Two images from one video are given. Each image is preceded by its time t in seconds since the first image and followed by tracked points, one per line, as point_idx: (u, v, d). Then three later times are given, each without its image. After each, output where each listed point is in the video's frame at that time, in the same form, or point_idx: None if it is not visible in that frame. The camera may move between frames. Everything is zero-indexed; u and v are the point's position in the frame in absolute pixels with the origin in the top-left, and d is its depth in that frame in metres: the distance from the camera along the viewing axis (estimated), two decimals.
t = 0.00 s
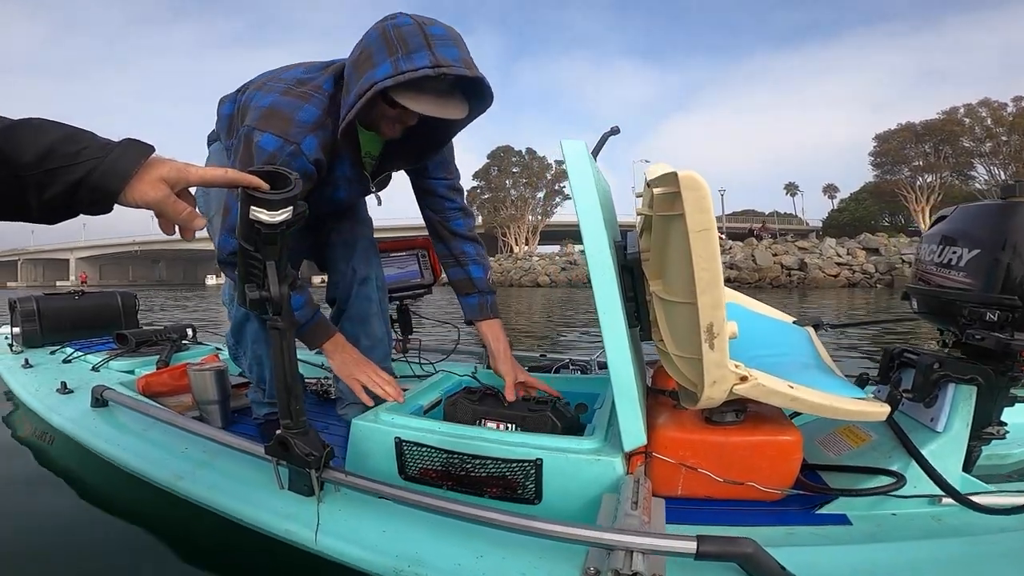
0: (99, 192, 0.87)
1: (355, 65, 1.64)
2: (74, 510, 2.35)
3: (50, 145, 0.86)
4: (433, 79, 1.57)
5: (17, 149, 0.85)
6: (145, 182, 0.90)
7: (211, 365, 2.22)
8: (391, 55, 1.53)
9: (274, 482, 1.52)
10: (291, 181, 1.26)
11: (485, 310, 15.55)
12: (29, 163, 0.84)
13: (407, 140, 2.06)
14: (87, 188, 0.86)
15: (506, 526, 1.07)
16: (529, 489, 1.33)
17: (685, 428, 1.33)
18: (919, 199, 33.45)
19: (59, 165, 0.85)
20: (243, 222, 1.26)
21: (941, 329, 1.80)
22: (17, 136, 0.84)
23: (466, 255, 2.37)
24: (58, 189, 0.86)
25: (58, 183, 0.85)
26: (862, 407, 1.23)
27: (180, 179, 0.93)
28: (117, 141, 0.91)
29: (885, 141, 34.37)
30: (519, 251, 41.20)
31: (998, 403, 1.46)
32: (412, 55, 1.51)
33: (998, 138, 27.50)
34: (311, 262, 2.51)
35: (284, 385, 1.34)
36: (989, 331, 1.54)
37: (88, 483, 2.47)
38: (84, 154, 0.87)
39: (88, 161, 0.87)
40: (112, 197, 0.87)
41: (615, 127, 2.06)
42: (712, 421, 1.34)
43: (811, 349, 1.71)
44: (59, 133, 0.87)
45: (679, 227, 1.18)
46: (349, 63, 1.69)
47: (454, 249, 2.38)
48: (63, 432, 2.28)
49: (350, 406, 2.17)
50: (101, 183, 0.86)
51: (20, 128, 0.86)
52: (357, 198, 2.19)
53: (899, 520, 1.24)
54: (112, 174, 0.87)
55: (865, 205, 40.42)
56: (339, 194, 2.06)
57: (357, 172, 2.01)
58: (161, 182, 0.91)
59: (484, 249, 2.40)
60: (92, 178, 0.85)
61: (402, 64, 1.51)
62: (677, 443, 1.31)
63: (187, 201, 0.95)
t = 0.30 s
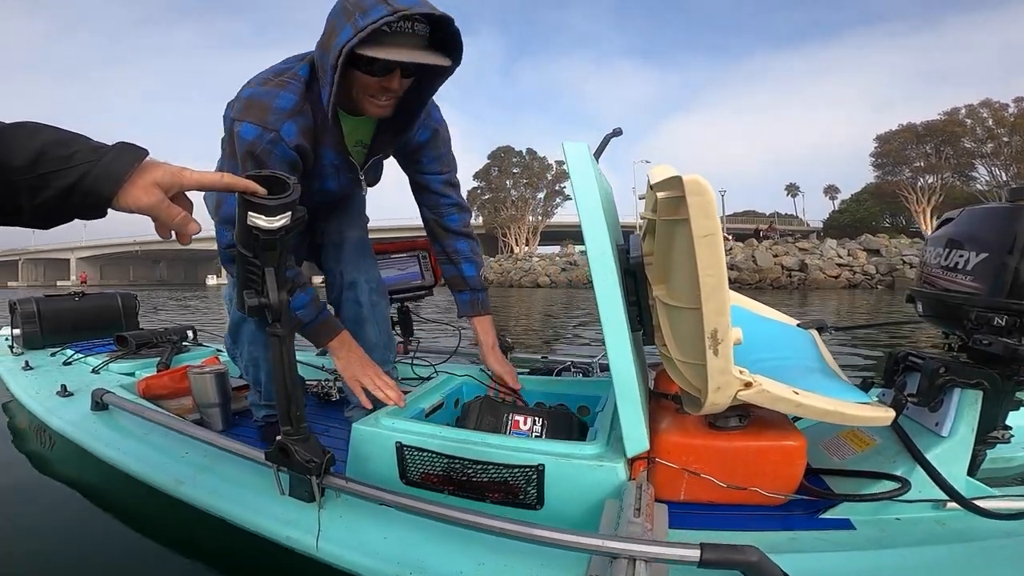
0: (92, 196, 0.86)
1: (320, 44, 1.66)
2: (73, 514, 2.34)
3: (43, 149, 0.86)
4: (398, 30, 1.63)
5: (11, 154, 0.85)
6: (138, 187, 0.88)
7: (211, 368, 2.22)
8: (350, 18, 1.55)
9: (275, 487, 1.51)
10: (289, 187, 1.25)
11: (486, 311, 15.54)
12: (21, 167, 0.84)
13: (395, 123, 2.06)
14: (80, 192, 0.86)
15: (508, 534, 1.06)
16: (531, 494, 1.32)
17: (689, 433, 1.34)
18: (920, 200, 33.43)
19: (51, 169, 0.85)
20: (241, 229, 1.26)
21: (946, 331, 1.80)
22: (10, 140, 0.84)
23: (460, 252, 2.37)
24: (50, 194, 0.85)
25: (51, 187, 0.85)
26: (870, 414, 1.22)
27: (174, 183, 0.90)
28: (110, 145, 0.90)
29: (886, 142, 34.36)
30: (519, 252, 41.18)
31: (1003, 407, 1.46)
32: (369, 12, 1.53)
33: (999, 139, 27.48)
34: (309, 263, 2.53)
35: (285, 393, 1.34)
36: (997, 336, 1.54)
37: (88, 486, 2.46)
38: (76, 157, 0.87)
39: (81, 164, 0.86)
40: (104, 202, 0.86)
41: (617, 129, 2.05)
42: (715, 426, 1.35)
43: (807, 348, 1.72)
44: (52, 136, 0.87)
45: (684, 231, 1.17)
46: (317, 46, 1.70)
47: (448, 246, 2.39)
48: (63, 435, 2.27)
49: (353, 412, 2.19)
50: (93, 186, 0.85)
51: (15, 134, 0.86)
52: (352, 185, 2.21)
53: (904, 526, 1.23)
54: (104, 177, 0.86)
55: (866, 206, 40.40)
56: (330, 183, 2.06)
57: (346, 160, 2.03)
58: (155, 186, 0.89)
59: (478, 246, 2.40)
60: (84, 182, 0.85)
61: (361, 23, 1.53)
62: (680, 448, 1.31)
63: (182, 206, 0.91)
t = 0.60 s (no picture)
0: (89, 192, 0.85)
1: None
2: (70, 512, 2.33)
3: (38, 144, 0.84)
4: None
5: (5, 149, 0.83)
6: (134, 182, 0.89)
7: (210, 365, 2.21)
8: None
9: (269, 484, 1.51)
10: (287, 179, 1.25)
11: (486, 310, 15.54)
12: (16, 162, 0.83)
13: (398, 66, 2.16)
14: (76, 187, 0.85)
15: (503, 532, 1.06)
16: (528, 494, 1.32)
17: (688, 434, 1.33)
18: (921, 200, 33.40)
19: (47, 165, 0.84)
20: (238, 223, 1.26)
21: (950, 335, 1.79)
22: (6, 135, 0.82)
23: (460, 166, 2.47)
24: (47, 190, 0.84)
25: (47, 183, 0.84)
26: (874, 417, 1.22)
27: (172, 178, 0.92)
28: (104, 140, 0.90)
29: (887, 141, 34.35)
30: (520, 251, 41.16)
31: (1006, 410, 1.46)
32: None
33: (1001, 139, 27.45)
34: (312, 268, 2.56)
35: (281, 388, 1.34)
36: (1002, 338, 1.53)
37: (84, 484, 2.46)
38: (72, 152, 0.85)
39: (76, 160, 0.85)
40: (100, 197, 0.86)
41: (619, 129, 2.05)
42: (715, 426, 1.34)
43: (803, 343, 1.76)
44: (46, 132, 0.86)
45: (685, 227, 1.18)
46: None
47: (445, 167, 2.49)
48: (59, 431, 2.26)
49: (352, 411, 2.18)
50: (88, 183, 0.84)
51: (8, 128, 0.85)
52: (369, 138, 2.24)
53: (905, 528, 1.22)
54: (99, 174, 0.85)
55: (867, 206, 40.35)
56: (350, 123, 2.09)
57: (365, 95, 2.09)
58: (152, 180, 0.90)
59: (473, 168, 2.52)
60: (81, 178, 0.84)
61: None
62: (680, 449, 1.31)
63: (178, 200, 0.94)
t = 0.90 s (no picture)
0: (101, 179, 0.85)
1: None
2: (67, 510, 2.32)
3: (51, 132, 0.84)
4: None
5: (18, 137, 0.83)
6: (146, 167, 0.87)
7: (209, 361, 2.21)
8: None
9: (263, 477, 1.50)
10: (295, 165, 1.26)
11: (488, 310, 15.54)
12: (29, 150, 0.82)
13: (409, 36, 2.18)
14: (88, 175, 0.84)
15: (503, 525, 1.05)
16: (527, 491, 1.31)
17: (692, 430, 1.33)
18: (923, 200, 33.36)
19: (59, 152, 0.83)
20: (243, 206, 1.27)
21: (957, 333, 1.77)
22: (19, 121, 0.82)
23: (487, 111, 2.37)
24: (59, 178, 0.84)
25: (58, 170, 0.83)
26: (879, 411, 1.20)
27: (183, 162, 0.91)
28: (117, 127, 0.89)
29: (888, 141, 34.31)
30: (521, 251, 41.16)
31: (1014, 408, 1.45)
32: None
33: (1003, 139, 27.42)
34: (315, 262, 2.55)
35: (279, 376, 1.33)
36: (1006, 331, 1.50)
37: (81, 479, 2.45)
38: (84, 140, 0.85)
39: (88, 146, 0.84)
40: (113, 185, 0.85)
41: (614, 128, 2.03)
42: (719, 422, 1.34)
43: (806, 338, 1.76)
44: (59, 119, 0.86)
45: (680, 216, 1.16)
46: None
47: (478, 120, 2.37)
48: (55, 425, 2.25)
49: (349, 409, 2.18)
50: (99, 170, 0.83)
51: (22, 116, 0.84)
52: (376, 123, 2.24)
53: (914, 526, 1.22)
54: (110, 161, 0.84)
55: (869, 206, 40.32)
56: (354, 84, 2.06)
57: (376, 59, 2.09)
58: (164, 166, 0.89)
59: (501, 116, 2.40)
60: (92, 165, 0.83)
61: None
62: (683, 445, 1.30)
63: (190, 184, 0.93)
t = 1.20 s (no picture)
0: (85, 186, 0.84)
1: None
2: (65, 515, 2.31)
3: (34, 139, 0.83)
4: None
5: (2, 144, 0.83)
6: (133, 174, 0.86)
7: (207, 365, 2.20)
8: None
9: (263, 485, 1.49)
10: (290, 169, 1.25)
11: (487, 311, 15.51)
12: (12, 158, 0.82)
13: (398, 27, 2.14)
14: (72, 182, 0.83)
15: (504, 533, 1.04)
16: (530, 495, 1.30)
17: (697, 433, 1.31)
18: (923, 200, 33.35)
19: (43, 159, 0.83)
20: (238, 211, 1.25)
21: (962, 332, 1.77)
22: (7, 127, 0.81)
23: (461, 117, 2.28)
24: (42, 185, 0.83)
25: (42, 178, 0.83)
26: (813, 326, 1.41)
27: (171, 169, 0.88)
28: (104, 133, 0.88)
29: (888, 141, 34.30)
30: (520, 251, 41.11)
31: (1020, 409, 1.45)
32: None
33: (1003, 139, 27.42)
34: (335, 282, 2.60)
35: (276, 384, 1.32)
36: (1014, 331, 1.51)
37: (78, 483, 2.44)
38: (67, 147, 0.84)
39: (72, 153, 0.84)
40: (97, 192, 0.84)
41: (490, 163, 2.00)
42: (725, 425, 1.32)
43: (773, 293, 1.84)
44: (42, 126, 0.85)
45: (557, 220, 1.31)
46: None
47: (444, 114, 2.33)
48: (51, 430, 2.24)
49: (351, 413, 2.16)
50: (82, 177, 0.82)
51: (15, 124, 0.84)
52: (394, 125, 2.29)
53: (922, 528, 1.21)
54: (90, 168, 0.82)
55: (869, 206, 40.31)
56: (338, 86, 2.07)
57: (355, 59, 2.05)
58: (151, 172, 0.87)
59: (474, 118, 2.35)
60: (75, 173, 0.82)
61: None
62: (687, 449, 1.29)
63: (182, 192, 0.91)
